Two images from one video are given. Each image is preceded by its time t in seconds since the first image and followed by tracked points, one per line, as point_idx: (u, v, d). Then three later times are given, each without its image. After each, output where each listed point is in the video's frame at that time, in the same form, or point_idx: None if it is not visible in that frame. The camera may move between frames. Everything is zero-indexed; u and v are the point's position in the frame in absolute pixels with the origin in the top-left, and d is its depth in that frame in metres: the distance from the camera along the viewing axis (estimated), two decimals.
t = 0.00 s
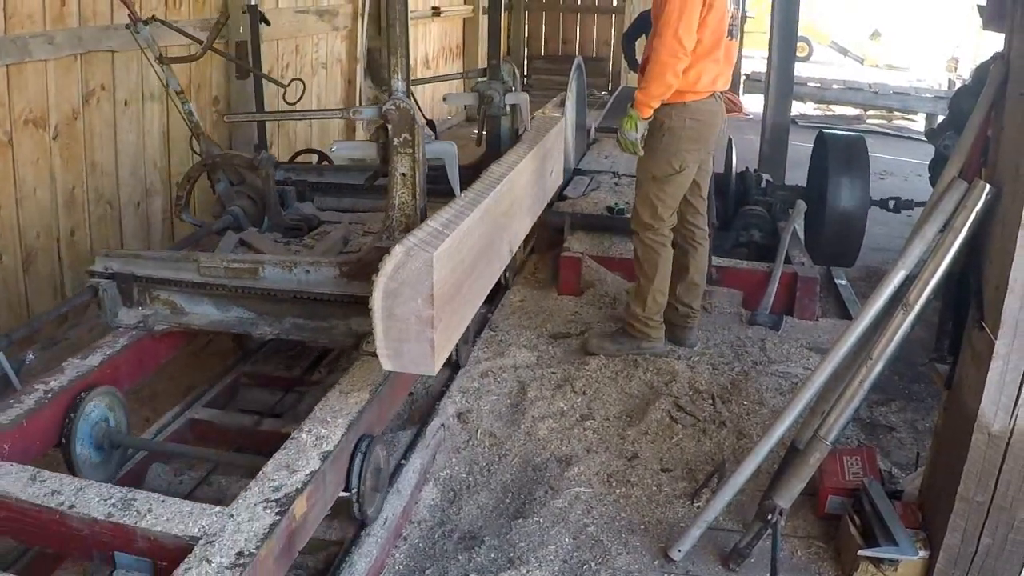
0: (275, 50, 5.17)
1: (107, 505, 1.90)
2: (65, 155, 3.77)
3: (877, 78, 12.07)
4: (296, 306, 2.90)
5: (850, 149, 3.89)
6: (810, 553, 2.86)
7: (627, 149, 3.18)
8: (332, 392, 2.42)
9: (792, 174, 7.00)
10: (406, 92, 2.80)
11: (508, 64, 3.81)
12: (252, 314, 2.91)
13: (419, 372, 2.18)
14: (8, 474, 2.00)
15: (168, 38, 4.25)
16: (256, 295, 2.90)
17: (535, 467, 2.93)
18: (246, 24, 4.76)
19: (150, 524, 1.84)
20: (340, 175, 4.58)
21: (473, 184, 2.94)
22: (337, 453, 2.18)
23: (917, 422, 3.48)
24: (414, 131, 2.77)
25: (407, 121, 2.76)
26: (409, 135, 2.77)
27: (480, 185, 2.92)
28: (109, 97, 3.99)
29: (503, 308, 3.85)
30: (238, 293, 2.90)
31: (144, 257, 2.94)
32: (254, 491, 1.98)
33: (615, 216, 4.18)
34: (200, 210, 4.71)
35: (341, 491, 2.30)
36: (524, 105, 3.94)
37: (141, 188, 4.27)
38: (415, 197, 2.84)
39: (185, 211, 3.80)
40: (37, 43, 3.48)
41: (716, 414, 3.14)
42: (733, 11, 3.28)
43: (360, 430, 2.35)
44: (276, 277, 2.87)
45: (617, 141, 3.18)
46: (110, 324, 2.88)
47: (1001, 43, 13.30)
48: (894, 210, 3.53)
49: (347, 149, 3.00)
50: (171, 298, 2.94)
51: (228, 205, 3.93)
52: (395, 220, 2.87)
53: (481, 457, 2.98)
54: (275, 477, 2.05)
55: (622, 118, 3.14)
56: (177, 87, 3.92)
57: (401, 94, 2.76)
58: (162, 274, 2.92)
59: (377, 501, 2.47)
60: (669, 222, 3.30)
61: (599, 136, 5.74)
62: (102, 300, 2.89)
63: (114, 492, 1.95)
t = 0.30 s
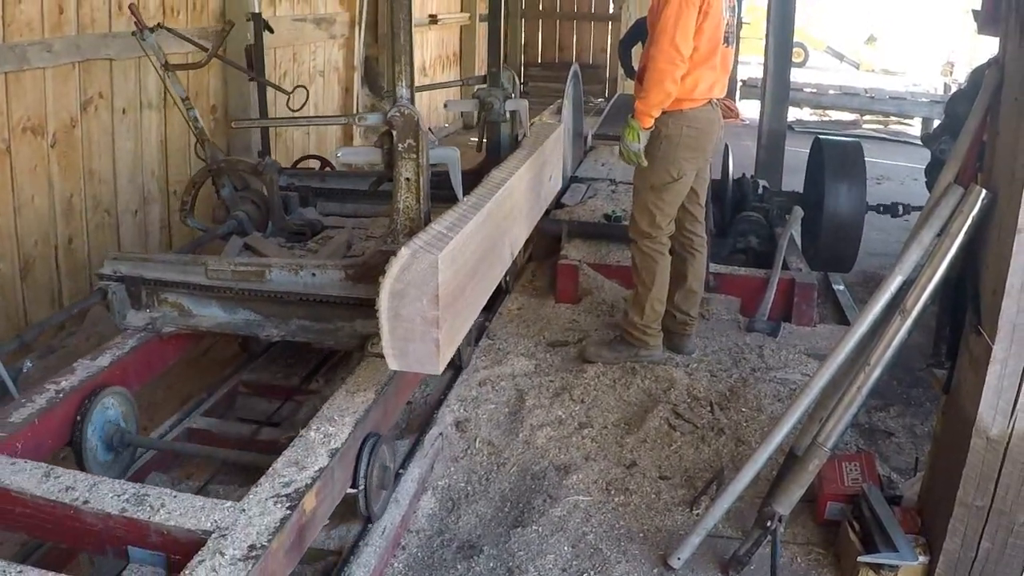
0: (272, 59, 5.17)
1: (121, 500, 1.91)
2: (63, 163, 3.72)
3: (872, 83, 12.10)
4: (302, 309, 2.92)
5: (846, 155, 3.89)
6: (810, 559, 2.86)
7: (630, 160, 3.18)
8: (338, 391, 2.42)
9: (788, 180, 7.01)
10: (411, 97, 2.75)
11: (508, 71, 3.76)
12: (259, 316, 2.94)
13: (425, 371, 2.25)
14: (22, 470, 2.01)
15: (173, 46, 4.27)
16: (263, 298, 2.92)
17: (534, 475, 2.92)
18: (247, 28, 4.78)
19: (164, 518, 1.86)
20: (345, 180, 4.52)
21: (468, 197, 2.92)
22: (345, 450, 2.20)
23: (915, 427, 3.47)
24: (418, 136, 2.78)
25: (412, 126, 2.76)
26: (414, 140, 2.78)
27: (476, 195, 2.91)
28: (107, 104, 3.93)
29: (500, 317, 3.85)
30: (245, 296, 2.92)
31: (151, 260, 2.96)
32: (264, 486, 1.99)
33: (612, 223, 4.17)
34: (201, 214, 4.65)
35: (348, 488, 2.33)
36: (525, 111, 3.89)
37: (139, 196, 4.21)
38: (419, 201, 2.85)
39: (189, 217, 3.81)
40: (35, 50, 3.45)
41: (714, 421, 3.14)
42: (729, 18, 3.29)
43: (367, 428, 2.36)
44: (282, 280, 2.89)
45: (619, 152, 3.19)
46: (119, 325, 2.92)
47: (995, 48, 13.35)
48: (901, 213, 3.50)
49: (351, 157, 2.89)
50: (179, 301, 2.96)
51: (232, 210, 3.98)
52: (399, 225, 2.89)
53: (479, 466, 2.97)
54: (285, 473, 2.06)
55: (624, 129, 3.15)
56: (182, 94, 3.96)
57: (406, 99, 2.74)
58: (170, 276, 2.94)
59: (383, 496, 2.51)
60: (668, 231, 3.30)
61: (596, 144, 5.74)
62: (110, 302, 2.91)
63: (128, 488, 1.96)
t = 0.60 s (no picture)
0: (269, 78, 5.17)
1: (136, 504, 2.00)
2: (59, 182, 3.69)
3: (867, 98, 12.13)
4: (308, 321, 3.00)
5: (841, 172, 3.89)
6: None
7: (627, 179, 3.18)
8: (345, 401, 2.49)
9: (785, 196, 7.01)
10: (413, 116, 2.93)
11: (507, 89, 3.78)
12: (266, 328, 3.02)
13: (430, 379, 2.35)
14: (39, 476, 2.10)
15: (176, 65, 4.30)
16: (270, 310, 2.99)
17: (532, 495, 2.91)
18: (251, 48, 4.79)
19: (179, 521, 1.94)
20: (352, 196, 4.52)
21: (462, 218, 2.92)
22: (353, 455, 2.27)
23: (914, 442, 3.46)
24: (423, 152, 2.89)
25: (416, 143, 2.87)
26: (418, 157, 2.89)
27: (468, 220, 2.90)
28: (104, 124, 3.90)
29: (497, 336, 3.83)
30: (252, 308, 3.00)
31: (160, 274, 3.03)
32: (276, 490, 2.07)
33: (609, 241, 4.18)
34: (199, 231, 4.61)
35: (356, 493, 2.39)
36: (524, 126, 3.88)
37: (136, 215, 4.17)
38: (423, 215, 2.97)
39: (195, 232, 3.82)
40: (32, 69, 3.43)
41: (712, 439, 3.13)
42: (724, 36, 3.30)
43: (375, 435, 2.43)
44: (289, 293, 2.97)
45: (617, 171, 3.18)
46: (128, 338, 2.99)
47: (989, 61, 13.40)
48: (886, 229, 3.47)
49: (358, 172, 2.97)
50: (188, 313, 3.04)
51: (237, 227, 3.96)
52: (404, 238, 3.00)
53: (477, 487, 2.96)
54: (296, 478, 2.14)
55: (621, 148, 3.15)
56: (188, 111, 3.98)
57: (410, 117, 2.88)
58: (179, 290, 3.00)
59: (390, 502, 2.57)
60: (665, 249, 3.29)
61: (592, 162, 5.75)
62: (120, 315, 2.99)
63: (143, 493, 2.05)
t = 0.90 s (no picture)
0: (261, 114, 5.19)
1: (144, 530, 2.07)
2: (52, 217, 3.67)
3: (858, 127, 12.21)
4: (309, 350, 3.00)
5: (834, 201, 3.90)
6: None
7: (621, 214, 3.18)
8: (348, 428, 2.55)
9: (776, 227, 7.03)
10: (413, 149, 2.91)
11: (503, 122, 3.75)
12: (268, 358, 3.02)
13: (431, 408, 2.38)
14: (48, 502, 2.18)
15: (179, 100, 4.37)
16: (271, 340, 2.99)
17: (529, 531, 2.88)
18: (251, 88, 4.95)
19: (187, 547, 2.01)
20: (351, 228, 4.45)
21: (461, 249, 2.94)
22: (356, 481, 2.33)
23: (910, 471, 3.44)
24: (422, 185, 2.89)
25: (415, 175, 2.87)
26: (417, 190, 2.88)
27: (466, 251, 2.90)
28: (97, 159, 3.89)
29: (491, 371, 3.82)
30: (254, 339, 3.00)
31: (163, 305, 3.03)
32: (282, 516, 2.14)
33: (603, 275, 4.19)
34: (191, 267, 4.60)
35: (359, 519, 2.43)
36: (519, 159, 3.89)
37: (128, 250, 4.16)
38: (422, 247, 2.95)
39: (194, 265, 3.79)
40: (25, 103, 3.41)
41: (709, 472, 3.12)
42: (715, 69, 3.32)
43: (377, 463, 2.48)
44: (290, 323, 2.94)
45: (611, 207, 3.18)
46: (132, 368, 3.02)
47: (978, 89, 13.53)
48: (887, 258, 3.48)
49: (359, 207, 3.10)
50: (190, 344, 3.05)
51: (236, 258, 3.93)
52: (403, 268, 2.97)
53: (473, 523, 2.93)
54: (300, 504, 2.20)
55: (615, 184, 3.14)
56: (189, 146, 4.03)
57: (409, 150, 2.87)
58: (181, 321, 3.01)
59: (393, 526, 2.60)
60: (659, 283, 3.28)
61: (585, 196, 5.77)
62: (124, 346, 3.02)
63: (151, 520, 2.12)
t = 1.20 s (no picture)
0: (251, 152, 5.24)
1: (148, 557, 2.10)
2: (42, 254, 3.66)
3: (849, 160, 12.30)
4: (308, 382, 2.97)
5: (824, 233, 3.91)
6: None
7: (611, 249, 3.17)
8: (346, 458, 2.61)
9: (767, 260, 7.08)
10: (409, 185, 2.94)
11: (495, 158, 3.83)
12: (266, 390, 3.00)
13: (428, 436, 2.39)
14: (52, 530, 2.20)
15: (174, 135, 4.44)
16: (270, 372, 2.98)
17: (521, 567, 2.81)
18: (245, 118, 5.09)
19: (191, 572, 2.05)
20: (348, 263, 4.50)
21: (456, 282, 2.94)
22: (356, 508, 2.38)
23: (904, 503, 3.42)
24: (418, 220, 2.87)
25: (411, 211, 2.85)
26: (413, 224, 2.87)
27: (461, 284, 2.90)
28: (86, 197, 3.89)
29: (483, 407, 3.81)
30: (252, 371, 2.98)
31: (163, 338, 3.03)
32: (283, 542, 2.18)
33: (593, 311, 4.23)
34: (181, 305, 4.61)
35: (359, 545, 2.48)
36: (512, 194, 4.00)
37: (119, 287, 4.15)
38: (419, 279, 2.92)
39: (192, 298, 3.86)
40: (15, 140, 3.40)
41: (702, 507, 3.08)
42: (704, 104, 3.33)
43: (375, 491, 2.54)
44: (289, 355, 2.93)
45: (600, 242, 3.18)
46: (131, 401, 2.99)
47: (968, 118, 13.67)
48: (870, 292, 3.53)
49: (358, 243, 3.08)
50: (190, 376, 3.03)
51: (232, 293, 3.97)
52: (400, 301, 2.95)
53: (465, 560, 2.86)
54: (302, 530, 2.25)
55: (604, 219, 3.14)
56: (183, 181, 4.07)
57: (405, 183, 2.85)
58: (181, 353, 3.00)
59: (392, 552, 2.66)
60: (650, 317, 3.28)
61: (575, 231, 5.83)
62: (123, 378, 2.99)
63: (155, 546, 2.15)
